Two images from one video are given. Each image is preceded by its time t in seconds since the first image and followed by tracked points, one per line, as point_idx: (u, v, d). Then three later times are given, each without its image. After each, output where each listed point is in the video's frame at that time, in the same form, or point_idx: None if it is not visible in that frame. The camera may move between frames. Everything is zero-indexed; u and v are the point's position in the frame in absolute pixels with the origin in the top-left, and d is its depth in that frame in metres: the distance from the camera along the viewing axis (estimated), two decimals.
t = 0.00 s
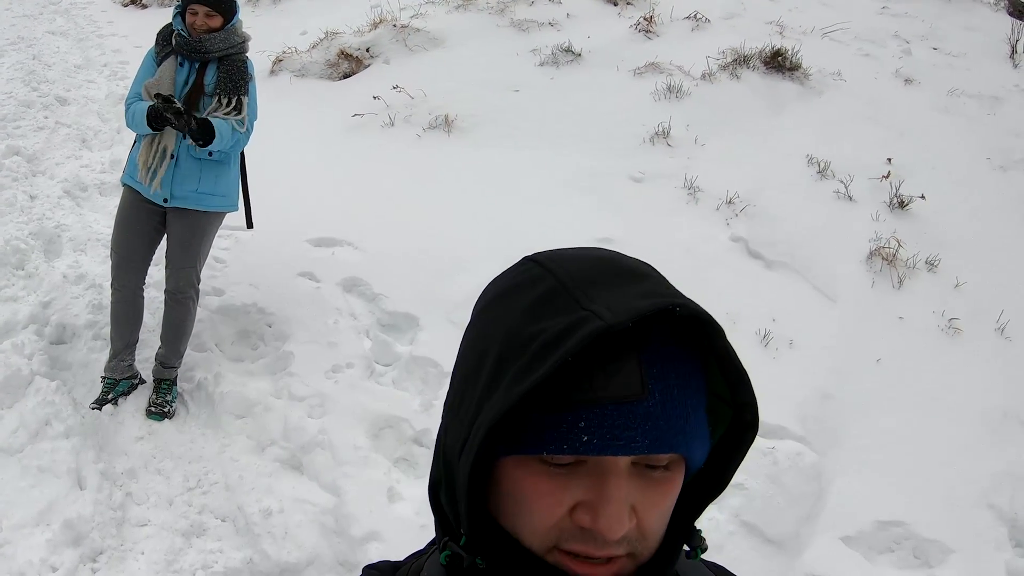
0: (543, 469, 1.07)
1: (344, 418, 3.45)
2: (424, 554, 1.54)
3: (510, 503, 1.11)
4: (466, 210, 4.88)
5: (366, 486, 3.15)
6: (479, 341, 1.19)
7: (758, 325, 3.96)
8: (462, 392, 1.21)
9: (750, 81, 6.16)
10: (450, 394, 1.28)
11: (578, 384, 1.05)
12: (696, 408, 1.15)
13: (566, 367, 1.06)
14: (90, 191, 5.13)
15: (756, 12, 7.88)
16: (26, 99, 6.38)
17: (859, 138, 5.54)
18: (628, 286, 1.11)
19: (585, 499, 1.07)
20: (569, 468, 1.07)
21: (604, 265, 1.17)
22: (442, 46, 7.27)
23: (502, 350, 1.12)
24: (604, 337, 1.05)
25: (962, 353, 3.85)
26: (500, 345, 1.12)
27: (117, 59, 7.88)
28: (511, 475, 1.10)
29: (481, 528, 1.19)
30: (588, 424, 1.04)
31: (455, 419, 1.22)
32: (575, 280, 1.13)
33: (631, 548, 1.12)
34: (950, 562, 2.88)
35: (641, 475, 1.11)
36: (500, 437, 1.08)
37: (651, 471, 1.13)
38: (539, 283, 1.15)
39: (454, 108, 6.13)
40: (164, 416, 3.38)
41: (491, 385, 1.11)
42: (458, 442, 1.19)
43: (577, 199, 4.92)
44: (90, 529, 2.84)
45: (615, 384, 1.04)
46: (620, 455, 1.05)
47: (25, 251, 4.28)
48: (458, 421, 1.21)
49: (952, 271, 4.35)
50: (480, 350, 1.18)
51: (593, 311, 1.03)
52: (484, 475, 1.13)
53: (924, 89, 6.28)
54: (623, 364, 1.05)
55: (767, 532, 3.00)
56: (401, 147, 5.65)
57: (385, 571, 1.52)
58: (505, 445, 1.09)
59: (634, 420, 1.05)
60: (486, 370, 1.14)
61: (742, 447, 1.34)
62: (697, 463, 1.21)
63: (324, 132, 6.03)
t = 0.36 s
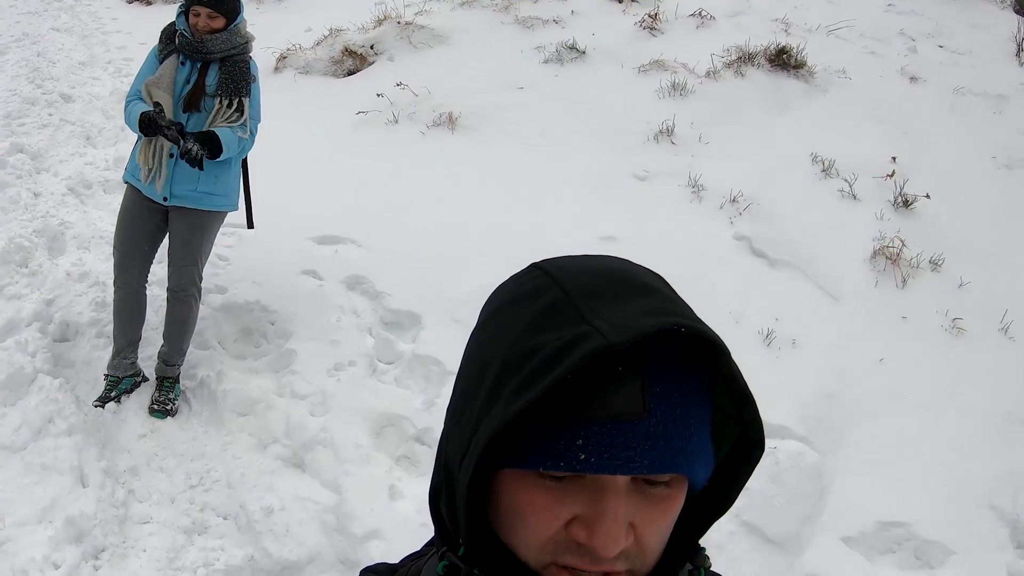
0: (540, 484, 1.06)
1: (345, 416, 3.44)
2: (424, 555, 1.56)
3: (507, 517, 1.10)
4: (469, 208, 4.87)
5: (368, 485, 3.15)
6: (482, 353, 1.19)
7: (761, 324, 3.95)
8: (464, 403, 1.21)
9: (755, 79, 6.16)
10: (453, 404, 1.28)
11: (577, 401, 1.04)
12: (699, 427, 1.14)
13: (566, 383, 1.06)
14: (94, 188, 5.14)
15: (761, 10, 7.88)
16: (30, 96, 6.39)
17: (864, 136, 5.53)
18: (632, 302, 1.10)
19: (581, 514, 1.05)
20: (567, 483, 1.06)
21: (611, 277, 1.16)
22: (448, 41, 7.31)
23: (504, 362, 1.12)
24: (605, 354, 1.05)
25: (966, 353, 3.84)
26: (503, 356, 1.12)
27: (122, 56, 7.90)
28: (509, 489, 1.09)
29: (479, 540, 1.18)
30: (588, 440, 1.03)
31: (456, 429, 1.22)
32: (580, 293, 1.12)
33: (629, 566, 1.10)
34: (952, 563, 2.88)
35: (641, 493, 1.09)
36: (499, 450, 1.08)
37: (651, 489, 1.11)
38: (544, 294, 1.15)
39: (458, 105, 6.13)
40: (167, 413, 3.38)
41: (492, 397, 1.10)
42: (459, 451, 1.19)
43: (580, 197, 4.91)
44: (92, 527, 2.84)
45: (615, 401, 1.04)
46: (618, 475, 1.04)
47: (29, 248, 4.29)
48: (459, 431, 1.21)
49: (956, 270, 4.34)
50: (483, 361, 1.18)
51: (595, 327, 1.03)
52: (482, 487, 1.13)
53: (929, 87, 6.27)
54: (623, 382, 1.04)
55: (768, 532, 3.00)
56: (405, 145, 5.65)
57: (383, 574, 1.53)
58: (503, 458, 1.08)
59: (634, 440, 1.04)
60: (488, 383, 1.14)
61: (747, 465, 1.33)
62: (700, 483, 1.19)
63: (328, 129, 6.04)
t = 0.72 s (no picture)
0: (539, 451, 1.07)
1: (347, 415, 3.44)
2: (424, 558, 1.56)
3: (508, 493, 1.10)
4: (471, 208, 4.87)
5: (369, 484, 3.15)
6: (476, 339, 1.22)
7: (763, 325, 3.94)
8: (461, 392, 1.22)
9: (758, 79, 6.15)
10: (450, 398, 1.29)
11: (571, 361, 1.08)
12: (689, 394, 1.16)
13: (560, 345, 1.09)
14: (96, 187, 5.14)
15: (764, 10, 7.87)
16: (33, 95, 6.39)
17: (866, 136, 5.52)
18: (618, 271, 1.16)
19: (582, 481, 1.06)
20: (566, 450, 1.07)
21: (597, 257, 1.21)
22: (451, 41, 7.32)
23: (499, 339, 1.15)
24: (593, 314, 1.09)
25: (968, 354, 3.83)
26: (499, 334, 1.16)
27: (124, 55, 7.91)
28: (510, 461, 1.10)
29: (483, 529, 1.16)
30: (583, 400, 1.06)
31: (455, 417, 1.23)
32: (568, 269, 1.17)
33: (634, 536, 1.09)
34: (953, 564, 2.87)
35: (639, 459, 1.11)
36: (497, 421, 1.09)
37: (649, 457, 1.13)
38: (534, 276, 1.20)
39: (461, 105, 6.12)
40: (168, 413, 3.38)
41: (489, 370, 1.13)
42: (460, 435, 1.20)
43: (582, 197, 4.91)
44: (94, 526, 2.83)
45: (608, 360, 1.08)
46: (615, 432, 1.05)
47: (31, 247, 4.29)
48: (458, 419, 1.22)
49: (958, 271, 4.33)
50: (478, 346, 1.21)
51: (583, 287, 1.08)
52: (483, 468, 1.13)
53: (932, 87, 6.26)
54: (613, 341, 1.08)
55: (770, 533, 2.99)
56: (407, 144, 5.65)
57: None
58: (502, 429, 1.10)
59: (628, 396, 1.07)
60: (484, 361, 1.16)
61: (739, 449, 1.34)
62: (697, 455, 1.21)
63: (330, 128, 6.04)
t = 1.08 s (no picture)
0: (524, 430, 1.15)
1: (347, 415, 3.44)
2: (425, 564, 1.57)
3: (498, 476, 1.16)
4: (473, 206, 4.86)
5: (370, 485, 3.14)
6: (469, 341, 1.32)
7: (765, 324, 3.93)
8: (455, 389, 1.31)
9: (759, 77, 6.15)
10: (448, 400, 1.38)
11: (551, 343, 1.17)
12: (668, 377, 1.23)
13: (541, 329, 1.18)
14: (97, 186, 5.13)
15: (766, 8, 7.87)
16: (33, 93, 6.39)
17: (868, 135, 5.51)
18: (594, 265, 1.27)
19: (567, 457, 1.12)
20: (550, 428, 1.15)
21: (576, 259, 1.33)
22: (451, 40, 7.32)
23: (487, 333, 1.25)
24: (569, 299, 1.19)
25: (970, 353, 3.83)
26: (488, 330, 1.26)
27: (125, 54, 7.90)
28: (499, 444, 1.17)
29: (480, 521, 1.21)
30: (562, 377, 1.14)
31: (450, 415, 1.32)
32: (548, 269, 1.29)
33: (622, 513, 1.14)
34: (954, 565, 2.86)
35: (622, 437, 1.17)
36: (486, 405, 1.17)
37: (633, 434, 1.19)
38: (519, 278, 1.31)
39: (462, 103, 6.12)
40: (169, 412, 3.38)
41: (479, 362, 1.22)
42: (455, 429, 1.27)
43: (584, 195, 4.90)
44: (94, 527, 2.83)
45: (584, 339, 1.16)
46: (594, 404, 1.13)
47: (31, 246, 4.28)
48: (453, 415, 1.30)
49: (960, 270, 4.33)
50: (470, 344, 1.31)
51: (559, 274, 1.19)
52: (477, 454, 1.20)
53: (934, 86, 6.25)
54: (589, 323, 1.18)
55: (772, 533, 2.98)
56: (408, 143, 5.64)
57: None
58: (490, 413, 1.18)
59: (605, 371, 1.14)
60: (475, 355, 1.26)
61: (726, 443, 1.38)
62: (682, 435, 1.26)
63: (331, 127, 6.03)
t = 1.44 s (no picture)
0: (514, 426, 1.15)
1: (355, 409, 3.42)
2: (431, 562, 1.55)
3: (490, 472, 1.16)
4: (480, 200, 4.85)
5: (378, 479, 3.13)
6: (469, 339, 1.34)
7: (774, 317, 3.91)
8: (455, 389, 1.33)
9: (767, 68, 6.13)
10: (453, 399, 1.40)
11: (541, 339, 1.17)
12: (663, 374, 1.20)
13: (531, 326, 1.19)
14: (103, 180, 5.13)
15: None
16: (39, 87, 6.38)
17: (877, 126, 5.49)
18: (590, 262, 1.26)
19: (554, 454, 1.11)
20: (541, 424, 1.14)
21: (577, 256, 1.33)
22: (458, 32, 7.30)
23: (484, 331, 1.27)
24: (560, 294, 1.19)
25: (980, 347, 3.80)
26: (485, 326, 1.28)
27: (131, 48, 7.90)
28: (490, 440, 1.17)
29: (475, 518, 1.21)
30: (548, 373, 1.14)
31: (450, 413, 1.33)
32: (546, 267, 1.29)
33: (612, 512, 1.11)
34: (965, 560, 2.84)
35: (613, 435, 1.15)
36: (477, 401, 1.18)
37: (626, 431, 1.16)
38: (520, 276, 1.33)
39: (469, 96, 6.10)
40: (176, 407, 3.37)
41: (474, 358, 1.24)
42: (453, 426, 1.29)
43: (591, 188, 4.88)
44: (102, 522, 2.82)
45: (573, 335, 1.16)
46: (580, 399, 1.12)
47: (38, 241, 4.28)
48: (453, 415, 1.31)
49: (970, 263, 4.30)
50: (470, 342, 1.32)
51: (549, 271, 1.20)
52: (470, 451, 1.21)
53: (943, 77, 6.23)
54: (579, 319, 1.18)
55: (781, 527, 2.97)
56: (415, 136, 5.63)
57: None
58: (482, 410, 1.18)
59: (592, 367, 1.13)
60: (472, 354, 1.28)
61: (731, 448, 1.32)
62: (680, 432, 1.22)
63: (338, 120, 6.02)
